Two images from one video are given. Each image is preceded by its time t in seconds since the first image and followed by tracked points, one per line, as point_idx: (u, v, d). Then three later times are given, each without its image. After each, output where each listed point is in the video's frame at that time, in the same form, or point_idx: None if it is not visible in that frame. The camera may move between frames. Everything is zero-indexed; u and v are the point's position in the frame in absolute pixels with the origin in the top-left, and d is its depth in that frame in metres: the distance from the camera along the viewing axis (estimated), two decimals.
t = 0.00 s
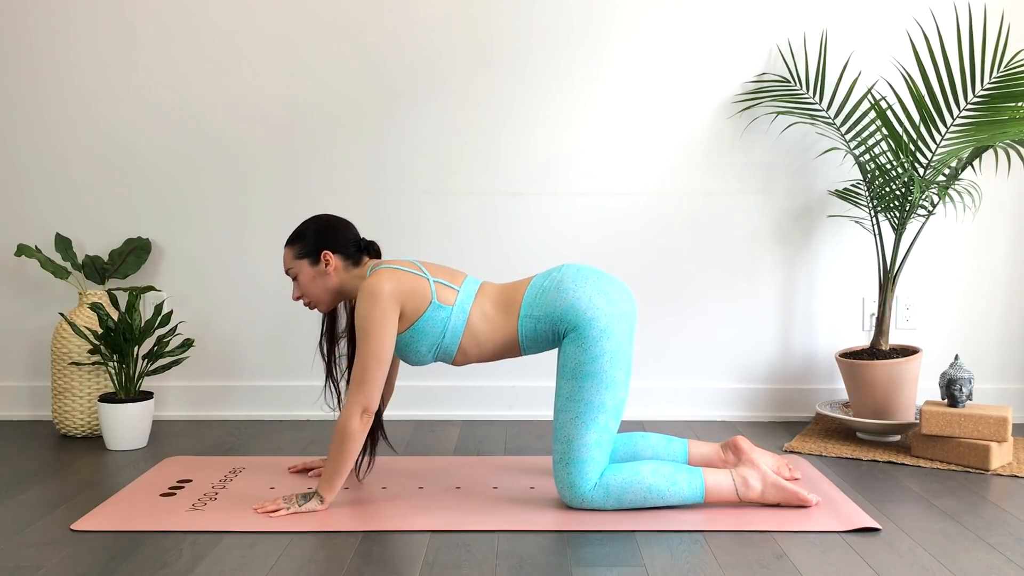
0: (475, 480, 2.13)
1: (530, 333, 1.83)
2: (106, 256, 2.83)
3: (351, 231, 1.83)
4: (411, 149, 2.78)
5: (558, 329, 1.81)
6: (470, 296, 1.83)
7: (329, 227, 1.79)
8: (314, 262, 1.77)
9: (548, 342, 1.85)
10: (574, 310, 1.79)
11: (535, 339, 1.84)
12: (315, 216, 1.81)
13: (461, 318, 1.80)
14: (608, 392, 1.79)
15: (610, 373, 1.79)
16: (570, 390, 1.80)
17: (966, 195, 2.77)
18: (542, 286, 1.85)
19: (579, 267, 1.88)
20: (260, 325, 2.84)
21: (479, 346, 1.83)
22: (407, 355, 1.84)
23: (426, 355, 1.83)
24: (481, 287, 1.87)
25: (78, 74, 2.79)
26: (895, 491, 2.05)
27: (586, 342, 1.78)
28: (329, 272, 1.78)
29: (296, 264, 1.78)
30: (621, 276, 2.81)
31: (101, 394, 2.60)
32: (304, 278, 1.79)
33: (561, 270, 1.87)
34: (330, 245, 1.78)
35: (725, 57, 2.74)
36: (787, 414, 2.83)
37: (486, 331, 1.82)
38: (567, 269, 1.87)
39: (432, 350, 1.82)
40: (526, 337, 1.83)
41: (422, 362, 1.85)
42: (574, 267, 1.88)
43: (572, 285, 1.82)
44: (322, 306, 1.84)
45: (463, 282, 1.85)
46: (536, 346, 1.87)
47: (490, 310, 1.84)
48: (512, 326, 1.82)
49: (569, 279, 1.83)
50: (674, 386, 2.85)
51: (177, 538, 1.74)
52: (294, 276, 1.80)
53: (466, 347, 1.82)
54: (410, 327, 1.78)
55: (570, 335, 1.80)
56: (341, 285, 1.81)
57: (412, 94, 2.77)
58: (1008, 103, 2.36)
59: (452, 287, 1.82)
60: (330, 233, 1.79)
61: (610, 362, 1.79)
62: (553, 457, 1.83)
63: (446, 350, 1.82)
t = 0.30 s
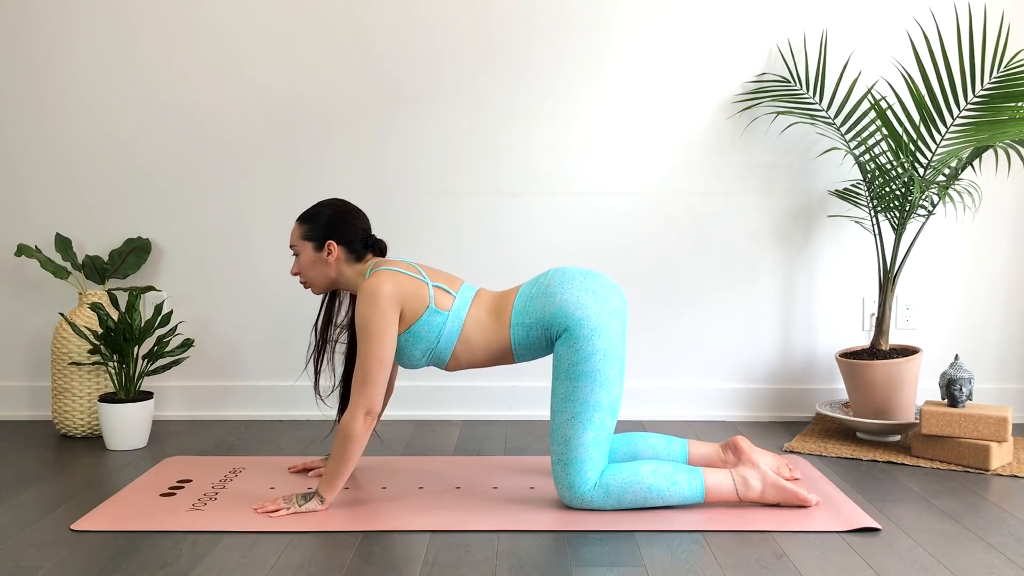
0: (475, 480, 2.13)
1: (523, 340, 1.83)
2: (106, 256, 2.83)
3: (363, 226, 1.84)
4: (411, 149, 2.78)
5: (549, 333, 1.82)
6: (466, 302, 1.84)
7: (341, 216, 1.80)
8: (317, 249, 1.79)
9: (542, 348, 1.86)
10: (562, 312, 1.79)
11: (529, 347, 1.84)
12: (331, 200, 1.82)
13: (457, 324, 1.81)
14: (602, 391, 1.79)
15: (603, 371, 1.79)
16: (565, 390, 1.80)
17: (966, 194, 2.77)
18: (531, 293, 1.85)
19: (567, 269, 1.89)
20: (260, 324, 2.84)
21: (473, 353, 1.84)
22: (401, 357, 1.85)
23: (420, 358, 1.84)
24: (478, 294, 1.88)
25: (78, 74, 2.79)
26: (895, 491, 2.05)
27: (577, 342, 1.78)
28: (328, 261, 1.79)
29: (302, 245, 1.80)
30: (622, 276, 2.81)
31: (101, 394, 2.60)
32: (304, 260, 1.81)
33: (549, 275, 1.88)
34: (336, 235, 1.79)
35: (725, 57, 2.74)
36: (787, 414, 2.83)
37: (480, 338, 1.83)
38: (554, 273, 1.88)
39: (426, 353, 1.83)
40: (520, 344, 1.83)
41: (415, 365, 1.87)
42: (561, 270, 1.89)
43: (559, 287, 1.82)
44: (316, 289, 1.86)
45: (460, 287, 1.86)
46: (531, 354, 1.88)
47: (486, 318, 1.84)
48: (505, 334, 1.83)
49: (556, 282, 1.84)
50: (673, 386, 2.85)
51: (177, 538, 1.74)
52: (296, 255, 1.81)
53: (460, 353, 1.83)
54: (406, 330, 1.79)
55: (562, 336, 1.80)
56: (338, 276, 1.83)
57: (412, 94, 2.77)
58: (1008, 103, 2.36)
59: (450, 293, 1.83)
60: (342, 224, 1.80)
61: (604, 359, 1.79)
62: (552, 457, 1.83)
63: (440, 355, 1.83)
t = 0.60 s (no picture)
0: (475, 480, 2.13)
1: (518, 346, 1.83)
2: (106, 256, 2.83)
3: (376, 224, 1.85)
4: (411, 149, 2.78)
5: (544, 336, 1.82)
6: (463, 305, 1.84)
7: (354, 208, 1.81)
8: (324, 236, 1.80)
9: (537, 352, 1.86)
10: (555, 313, 1.79)
11: (524, 352, 1.85)
12: (349, 190, 1.82)
13: (453, 326, 1.81)
14: (599, 390, 1.79)
15: (599, 370, 1.79)
16: (561, 390, 1.80)
17: (966, 194, 2.77)
18: (523, 298, 1.85)
19: (556, 272, 1.88)
20: (260, 324, 2.84)
21: (469, 356, 1.84)
22: (398, 358, 1.85)
23: (416, 360, 1.84)
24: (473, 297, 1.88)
25: (78, 73, 2.79)
26: (895, 491, 2.05)
27: (572, 343, 1.78)
28: (331, 251, 1.81)
29: (312, 229, 1.81)
30: (622, 276, 2.81)
31: (101, 394, 2.60)
32: (310, 244, 1.82)
33: (540, 278, 1.88)
34: (345, 227, 1.80)
35: (725, 57, 2.74)
36: (787, 414, 2.83)
37: (476, 343, 1.83)
38: (545, 276, 1.88)
39: (421, 355, 1.83)
40: (515, 350, 1.84)
41: (409, 366, 1.87)
42: (551, 272, 1.89)
43: (550, 291, 1.82)
44: (315, 273, 1.88)
45: (457, 290, 1.86)
46: (527, 359, 1.88)
47: (482, 322, 1.84)
48: (501, 339, 1.83)
49: (547, 286, 1.84)
50: (673, 386, 2.85)
51: (177, 538, 1.74)
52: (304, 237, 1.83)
53: (456, 356, 1.83)
54: (403, 331, 1.80)
55: (556, 338, 1.80)
56: (338, 266, 1.85)
57: (412, 93, 2.77)
58: (1008, 103, 2.36)
59: (446, 295, 1.83)
60: (355, 218, 1.81)
61: (599, 358, 1.79)
62: (551, 458, 1.83)
63: (435, 357, 1.83)
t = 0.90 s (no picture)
0: (475, 480, 2.13)
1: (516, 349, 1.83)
2: (106, 256, 2.83)
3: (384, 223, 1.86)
4: (411, 149, 2.78)
5: (541, 338, 1.82)
6: (459, 305, 1.84)
7: (365, 204, 1.81)
8: (331, 227, 1.80)
9: (535, 355, 1.86)
10: (551, 314, 1.79)
11: (522, 356, 1.85)
12: (363, 184, 1.83)
13: (449, 327, 1.81)
14: (596, 389, 1.79)
15: (596, 369, 1.79)
16: (560, 391, 1.80)
17: (966, 194, 2.77)
18: (519, 301, 1.85)
19: (549, 274, 1.89)
20: (260, 324, 2.84)
21: (466, 358, 1.83)
22: (394, 357, 1.86)
23: (412, 359, 1.84)
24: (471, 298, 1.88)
25: (78, 73, 2.79)
26: (895, 491, 2.05)
27: (569, 343, 1.78)
28: (335, 243, 1.81)
29: (321, 217, 1.81)
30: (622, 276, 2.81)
31: (101, 394, 2.60)
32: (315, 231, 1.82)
33: (534, 281, 1.88)
34: (353, 222, 1.81)
35: (725, 57, 2.74)
36: (787, 414, 2.83)
37: (472, 345, 1.82)
38: (539, 279, 1.88)
39: (417, 355, 1.83)
40: (513, 355, 1.84)
41: (405, 365, 1.87)
42: (545, 274, 1.89)
43: (545, 293, 1.83)
44: (313, 261, 1.87)
45: (454, 291, 1.86)
46: (525, 362, 1.88)
47: (478, 324, 1.84)
48: (497, 341, 1.82)
49: (541, 288, 1.84)
50: (673, 386, 2.85)
51: (177, 538, 1.74)
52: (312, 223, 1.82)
53: (452, 357, 1.83)
54: (400, 330, 1.80)
55: (553, 338, 1.80)
56: (339, 259, 1.85)
57: (413, 93, 2.77)
58: (1008, 103, 2.36)
59: (444, 295, 1.83)
60: (366, 215, 1.81)
61: (596, 357, 1.79)
62: (550, 458, 1.83)
63: (431, 357, 1.83)
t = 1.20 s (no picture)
0: (476, 480, 2.13)
1: (513, 350, 1.83)
2: (106, 256, 2.83)
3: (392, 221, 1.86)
4: (411, 149, 2.78)
5: (538, 339, 1.82)
6: (456, 304, 1.84)
7: (374, 200, 1.81)
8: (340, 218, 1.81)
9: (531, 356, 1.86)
10: (548, 315, 1.80)
11: (518, 356, 1.85)
12: (376, 180, 1.83)
13: (445, 327, 1.81)
14: (594, 389, 1.79)
15: (594, 369, 1.79)
16: (558, 391, 1.80)
17: (966, 194, 2.77)
18: (515, 302, 1.85)
19: (544, 275, 1.89)
20: (260, 324, 2.84)
21: (461, 357, 1.83)
22: (389, 354, 1.86)
23: (407, 357, 1.84)
24: (468, 297, 1.88)
25: (78, 73, 2.79)
26: (895, 491, 2.05)
27: (566, 344, 1.78)
28: (341, 234, 1.82)
29: (330, 207, 1.82)
30: (623, 276, 2.81)
31: (101, 394, 2.60)
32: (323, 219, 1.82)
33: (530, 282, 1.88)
34: (360, 216, 1.81)
35: (725, 57, 2.74)
36: (787, 414, 2.83)
37: (467, 344, 1.82)
38: (535, 279, 1.88)
39: (412, 353, 1.83)
40: (509, 355, 1.84)
41: (400, 363, 1.88)
42: (541, 275, 1.89)
43: (541, 294, 1.83)
44: (314, 249, 1.87)
45: (451, 290, 1.86)
46: (521, 363, 1.88)
47: (475, 324, 1.84)
48: (493, 341, 1.82)
49: (538, 288, 1.84)
50: (673, 386, 2.85)
51: (177, 537, 1.74)
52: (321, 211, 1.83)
53: (447, 356, 1.83)
54: (395, 327, 1.80)
55: (550, 339, 1.80)
56: (340, 251, 1.86)
57: (413, 93, 2.77)
58: (1008, 103, 2.36)
59: (440, 294, 1.83)
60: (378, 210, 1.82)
61: (593, 356, 1.79)
62: (549, 458, 1.83)
63: (426, 355, 1.83)
